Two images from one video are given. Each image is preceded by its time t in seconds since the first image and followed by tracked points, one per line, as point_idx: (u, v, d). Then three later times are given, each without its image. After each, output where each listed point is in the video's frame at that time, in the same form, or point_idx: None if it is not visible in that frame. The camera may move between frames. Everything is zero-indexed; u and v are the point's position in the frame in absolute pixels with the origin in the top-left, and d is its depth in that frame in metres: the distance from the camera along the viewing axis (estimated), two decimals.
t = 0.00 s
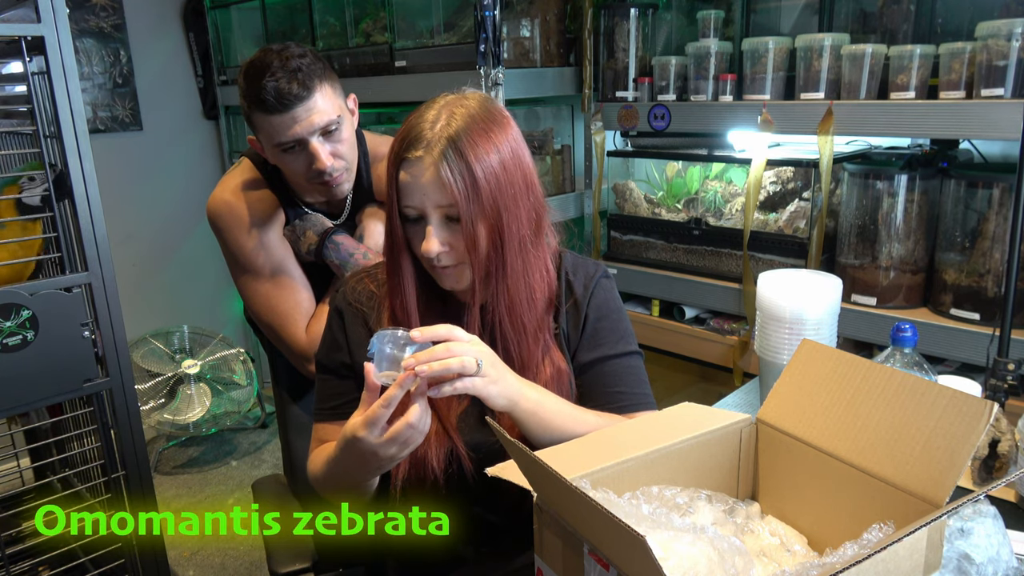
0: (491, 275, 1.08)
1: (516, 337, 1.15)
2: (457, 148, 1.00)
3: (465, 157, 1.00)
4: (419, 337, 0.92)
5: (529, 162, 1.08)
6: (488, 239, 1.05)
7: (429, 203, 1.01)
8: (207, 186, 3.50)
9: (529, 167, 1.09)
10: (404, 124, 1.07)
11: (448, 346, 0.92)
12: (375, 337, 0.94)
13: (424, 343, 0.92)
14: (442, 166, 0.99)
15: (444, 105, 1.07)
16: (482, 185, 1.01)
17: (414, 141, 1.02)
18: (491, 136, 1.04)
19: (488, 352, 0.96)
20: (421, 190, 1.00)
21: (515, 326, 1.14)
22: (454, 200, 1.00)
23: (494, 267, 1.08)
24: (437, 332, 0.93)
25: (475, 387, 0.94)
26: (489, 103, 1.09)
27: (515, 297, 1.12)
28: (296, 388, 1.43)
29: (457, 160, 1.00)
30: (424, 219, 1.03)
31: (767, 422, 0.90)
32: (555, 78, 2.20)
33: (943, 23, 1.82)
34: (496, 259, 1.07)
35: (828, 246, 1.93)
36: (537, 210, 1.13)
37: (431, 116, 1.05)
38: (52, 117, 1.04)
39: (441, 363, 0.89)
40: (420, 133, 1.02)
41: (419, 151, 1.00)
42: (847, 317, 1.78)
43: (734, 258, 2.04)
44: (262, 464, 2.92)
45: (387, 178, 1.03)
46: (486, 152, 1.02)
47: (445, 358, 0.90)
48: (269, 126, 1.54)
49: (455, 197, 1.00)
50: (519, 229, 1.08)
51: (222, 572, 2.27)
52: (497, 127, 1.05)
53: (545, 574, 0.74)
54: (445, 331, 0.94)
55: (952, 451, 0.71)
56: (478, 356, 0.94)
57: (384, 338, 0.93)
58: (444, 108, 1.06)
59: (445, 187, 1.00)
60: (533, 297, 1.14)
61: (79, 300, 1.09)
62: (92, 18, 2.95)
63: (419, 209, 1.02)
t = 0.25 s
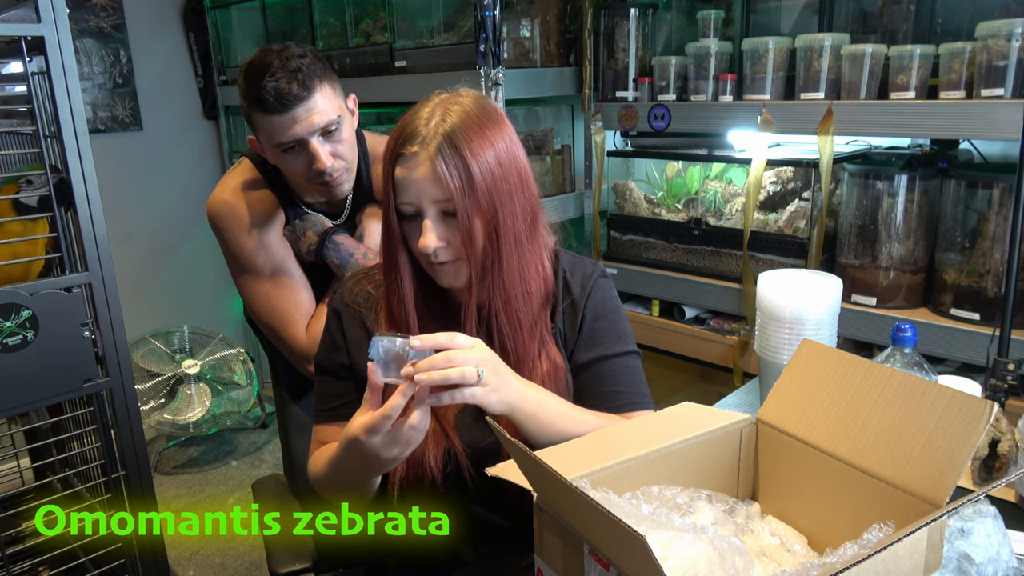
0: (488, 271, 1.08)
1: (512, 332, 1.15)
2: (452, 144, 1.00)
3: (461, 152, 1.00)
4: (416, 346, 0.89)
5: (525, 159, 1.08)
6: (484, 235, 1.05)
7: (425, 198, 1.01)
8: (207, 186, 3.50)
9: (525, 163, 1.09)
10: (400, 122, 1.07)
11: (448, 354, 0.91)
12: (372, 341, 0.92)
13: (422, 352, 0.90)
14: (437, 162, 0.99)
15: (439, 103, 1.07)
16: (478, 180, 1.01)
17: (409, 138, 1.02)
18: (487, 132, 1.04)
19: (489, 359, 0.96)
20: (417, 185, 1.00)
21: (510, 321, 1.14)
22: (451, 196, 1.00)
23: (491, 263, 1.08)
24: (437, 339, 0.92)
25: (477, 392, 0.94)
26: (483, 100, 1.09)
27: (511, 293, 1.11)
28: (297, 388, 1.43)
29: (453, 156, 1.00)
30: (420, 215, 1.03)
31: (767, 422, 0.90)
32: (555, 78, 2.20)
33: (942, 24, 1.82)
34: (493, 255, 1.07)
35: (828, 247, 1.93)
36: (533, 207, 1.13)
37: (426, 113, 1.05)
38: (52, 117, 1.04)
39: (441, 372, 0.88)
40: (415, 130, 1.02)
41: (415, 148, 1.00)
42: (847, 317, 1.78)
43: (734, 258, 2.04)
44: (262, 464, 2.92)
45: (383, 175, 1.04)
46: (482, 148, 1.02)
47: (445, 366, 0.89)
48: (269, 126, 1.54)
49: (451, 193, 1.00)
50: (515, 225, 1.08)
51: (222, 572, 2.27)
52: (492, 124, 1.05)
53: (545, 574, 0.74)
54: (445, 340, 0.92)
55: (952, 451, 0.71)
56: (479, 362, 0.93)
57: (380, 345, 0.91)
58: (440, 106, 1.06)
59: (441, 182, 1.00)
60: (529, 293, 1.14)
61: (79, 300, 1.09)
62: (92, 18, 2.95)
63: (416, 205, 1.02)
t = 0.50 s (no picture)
0: (486, 267, 1.08)
1: (509, 327, 1.15)
2: (450, 140, 1.00)
3: (458, 149, 1.00)
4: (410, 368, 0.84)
5: (522, 155, 1.09)
6: (482, 230, 1.05)
7: (423, 194, 1.01)
8: (207, 186, 3.50)
9: (522, 160, 1.10)
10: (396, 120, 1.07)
11: (440, 368, 0.87)
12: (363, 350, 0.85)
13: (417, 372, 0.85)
14: (435, 158, 0.99)
15: (435, 102, 1.08)
16: (475, 176, 1.01)
17: (406, 136, 1.02)
18: (483, 129, 1.04)
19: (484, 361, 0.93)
20: (415, 182, 1.00)
21: (506, 316, 1.14)
22: (449, 192, 1.00)
23: (489, 258, 1.07)
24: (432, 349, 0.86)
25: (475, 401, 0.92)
26: (479, 98, 1.10)
27: (509, 289, 1.11)
28: (296, 388, 1.42)
29: (451, 152, 1.00)
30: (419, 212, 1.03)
31: (767, 422, 0.90)
32: (555, 78, 2.20)
33: (942, 24, 1.82)
34: (491, 251, 1.07)
35: (828, 247, 1.93)
36: (530, 203, 1.13)
37: (423, 111, 1.05)
38: (52, 117, 1.04)
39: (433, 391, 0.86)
40: (412, 128, 1.02)
41: (412, 145, 1.00)
42: (847, 317, 1.78)
43: (734, 258, 2.04)
44: (262, 464, 2.92)
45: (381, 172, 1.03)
46: (479, 144, 1.02)
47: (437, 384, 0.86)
48: (269, 126, 1.54)
49: (449, 189, 1.00)
50: (513, 221, 1.08)
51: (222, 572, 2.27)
52: (489, 121, 1.06)
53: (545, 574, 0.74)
54: (441, 352, 0.87)
55: (952, 451, 0.71)
56: (475, 372, 0.91)
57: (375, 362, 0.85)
58: (436, 105, 1.07)
59: (439, 178, 1.00)
60: (526, 289, 1.14)
61: (79, 300, 1.09)
62: (92, 18, 2.95)
63: (414, 202, 1.02)
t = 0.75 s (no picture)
0: (488, 267, 1.08)
1: (510, 326, 1.15)
2: (449, 143, 1.00)
3: (457, 150, 1.00)
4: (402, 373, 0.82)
5: (520, 156, 1.09)
6: (483, 231, 1.05)
7: (423, 197, 1.01)
8: (207, 186, 3.50)
9: (519, 160, 1.10)
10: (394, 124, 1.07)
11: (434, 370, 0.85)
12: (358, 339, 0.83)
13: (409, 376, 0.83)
14: (435, 160, 0.99)
15: (431, 105, 1.08)
16: (475, 177, 1.01)
17: (405, 139, 1.02)
18: (481, 130, 1.04)
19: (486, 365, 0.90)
20: (416, 184, 1.00)
21: (508, 315, 1.14)
22: (450, 194, 1.01)
23: (491, 259, 1.08)
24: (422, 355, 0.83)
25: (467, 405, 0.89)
26: (475, 99, 1.10)
27: (511, 289, 1.12)
28: (297, 388, 1.42)
29: (450, 154, 1.00)
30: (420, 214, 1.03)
31: (767, 422, 0.90)
32: (555, 78, 2.20)
33: (942, 24, 1.82)
34: (492, 251, 1.07)
35: (828, 246, 1.93)
36: (529, 202, 1.13)
37: (421, 114, 1.05)
38: (52, 117, 1.04)
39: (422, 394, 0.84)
40: (410, 131, 1.02)
41: (410, 148, 1.00)
42: (847, 317, 1.78)
43: (734, 258, 2.04)
44: (262, 464, 2.92)
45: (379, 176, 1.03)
46: (478, 146, 1.02)
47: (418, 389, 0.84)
48: (269, 126, 1.54)
49: (450, 191, 1.00)
50: (513, 220, 1.08)
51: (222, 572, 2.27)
52: (486, 121, 1.06)
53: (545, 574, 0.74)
54: (432, 360, 0.83)
55: (952, 451, 0.71)
56: (466, 379, 0.87)
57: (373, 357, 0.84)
58: (432, 107, 1.07)
59: (439, 180, 1.00)
60: (526, 288, 1.14)
61: (79, 300, 1.09)
62: (92, 18, 2.95)
63: (415, 205, 1.02)
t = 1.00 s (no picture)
0: (492, 270, 1.08)
1: (514, 326, 1.15)
2: (450, 149, 1.00)
3: (458, 156, 1.00)
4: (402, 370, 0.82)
5: (519, 157, 1.09)
6: (486, 234, 1.05)
7: (426, 203, 1.01)
8: (207, 186, 3.50)
9: (518, 161, 1.10)
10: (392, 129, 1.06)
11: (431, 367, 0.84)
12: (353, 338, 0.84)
13: (409, 373, 0.83)
14: (437, 167, 0.99)
15: (429, 109, 1.07)
16: (477, 182, 1.01)
17: (405, 146, 1.01)
18: (480, 134, 1.04)
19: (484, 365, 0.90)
20: (418, 191, 1.00)
21: (511, 315, 1.14)
22: (452, 200, 1.01)
23: (495, 261, 1.08)
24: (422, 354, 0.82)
25: (465, 403, 0.89)
26: (472, 102, 1.09)
27: (514, 291, 1.12)
28: (297, 388, 1.42)
29: (451, 161, 0.99)
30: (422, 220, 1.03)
31: (767, 422, 0.90)
32: (555, 78, 2.20)
33: (942, 24, 1.82)
34: (496, 255, 1.07)
35: (828, 247, 1.93)
36: (530, 204, 1.13)
37: (419, 119, 1.04)
38: (52, 117, 1.04)
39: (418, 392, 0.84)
40: (409, 137, 1.01)
41: (411, 156, 1.00)
42: (847, 317, 1.78)
43: (734, 258, 2.04)
44: (262, 464, 2.92)
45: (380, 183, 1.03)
46: (478, 151, 1.02)
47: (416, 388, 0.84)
48: (269, 126, 1.54)
49: (452, 197, 1.00)
50: (515, 223, 1.08)
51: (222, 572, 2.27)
52: (484, 125, 1.06)
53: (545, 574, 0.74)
54: (432, 357, 0.82)
55: (952, 451, 0.72)
56: (465, 379, 0.87)
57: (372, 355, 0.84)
58: (430, 112, 1.06)
59: (441, 187, 1.00)
60: (528, 289, 1.14)
61: (79, 300, 1.09)
62: (92, 18, 2.95)
63: (417, 211, 1.02)
